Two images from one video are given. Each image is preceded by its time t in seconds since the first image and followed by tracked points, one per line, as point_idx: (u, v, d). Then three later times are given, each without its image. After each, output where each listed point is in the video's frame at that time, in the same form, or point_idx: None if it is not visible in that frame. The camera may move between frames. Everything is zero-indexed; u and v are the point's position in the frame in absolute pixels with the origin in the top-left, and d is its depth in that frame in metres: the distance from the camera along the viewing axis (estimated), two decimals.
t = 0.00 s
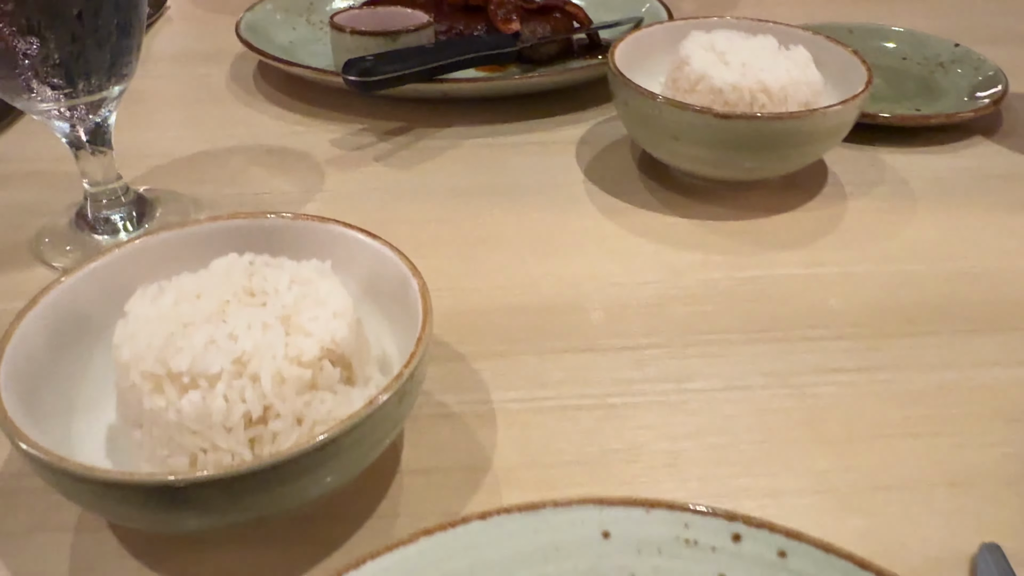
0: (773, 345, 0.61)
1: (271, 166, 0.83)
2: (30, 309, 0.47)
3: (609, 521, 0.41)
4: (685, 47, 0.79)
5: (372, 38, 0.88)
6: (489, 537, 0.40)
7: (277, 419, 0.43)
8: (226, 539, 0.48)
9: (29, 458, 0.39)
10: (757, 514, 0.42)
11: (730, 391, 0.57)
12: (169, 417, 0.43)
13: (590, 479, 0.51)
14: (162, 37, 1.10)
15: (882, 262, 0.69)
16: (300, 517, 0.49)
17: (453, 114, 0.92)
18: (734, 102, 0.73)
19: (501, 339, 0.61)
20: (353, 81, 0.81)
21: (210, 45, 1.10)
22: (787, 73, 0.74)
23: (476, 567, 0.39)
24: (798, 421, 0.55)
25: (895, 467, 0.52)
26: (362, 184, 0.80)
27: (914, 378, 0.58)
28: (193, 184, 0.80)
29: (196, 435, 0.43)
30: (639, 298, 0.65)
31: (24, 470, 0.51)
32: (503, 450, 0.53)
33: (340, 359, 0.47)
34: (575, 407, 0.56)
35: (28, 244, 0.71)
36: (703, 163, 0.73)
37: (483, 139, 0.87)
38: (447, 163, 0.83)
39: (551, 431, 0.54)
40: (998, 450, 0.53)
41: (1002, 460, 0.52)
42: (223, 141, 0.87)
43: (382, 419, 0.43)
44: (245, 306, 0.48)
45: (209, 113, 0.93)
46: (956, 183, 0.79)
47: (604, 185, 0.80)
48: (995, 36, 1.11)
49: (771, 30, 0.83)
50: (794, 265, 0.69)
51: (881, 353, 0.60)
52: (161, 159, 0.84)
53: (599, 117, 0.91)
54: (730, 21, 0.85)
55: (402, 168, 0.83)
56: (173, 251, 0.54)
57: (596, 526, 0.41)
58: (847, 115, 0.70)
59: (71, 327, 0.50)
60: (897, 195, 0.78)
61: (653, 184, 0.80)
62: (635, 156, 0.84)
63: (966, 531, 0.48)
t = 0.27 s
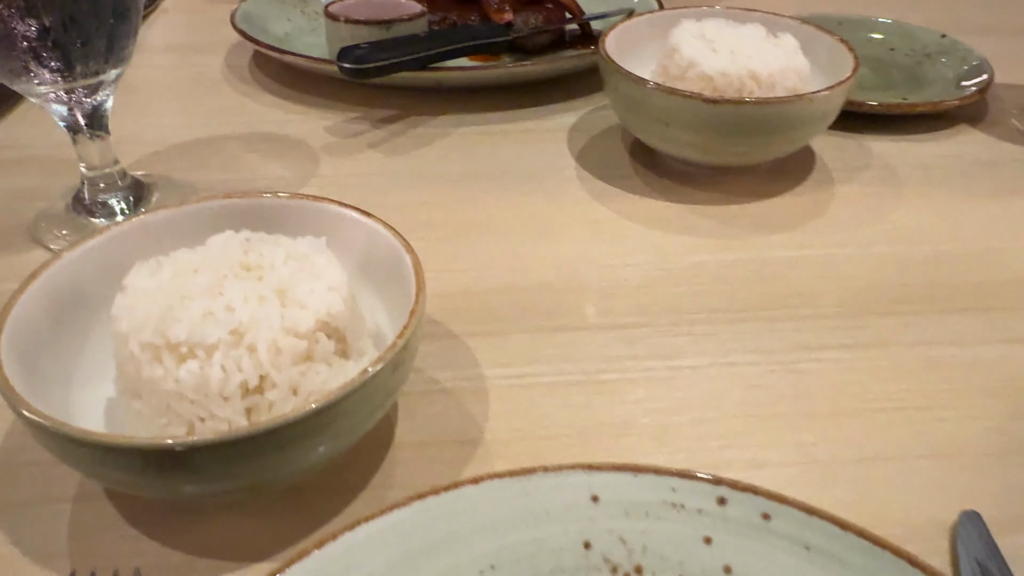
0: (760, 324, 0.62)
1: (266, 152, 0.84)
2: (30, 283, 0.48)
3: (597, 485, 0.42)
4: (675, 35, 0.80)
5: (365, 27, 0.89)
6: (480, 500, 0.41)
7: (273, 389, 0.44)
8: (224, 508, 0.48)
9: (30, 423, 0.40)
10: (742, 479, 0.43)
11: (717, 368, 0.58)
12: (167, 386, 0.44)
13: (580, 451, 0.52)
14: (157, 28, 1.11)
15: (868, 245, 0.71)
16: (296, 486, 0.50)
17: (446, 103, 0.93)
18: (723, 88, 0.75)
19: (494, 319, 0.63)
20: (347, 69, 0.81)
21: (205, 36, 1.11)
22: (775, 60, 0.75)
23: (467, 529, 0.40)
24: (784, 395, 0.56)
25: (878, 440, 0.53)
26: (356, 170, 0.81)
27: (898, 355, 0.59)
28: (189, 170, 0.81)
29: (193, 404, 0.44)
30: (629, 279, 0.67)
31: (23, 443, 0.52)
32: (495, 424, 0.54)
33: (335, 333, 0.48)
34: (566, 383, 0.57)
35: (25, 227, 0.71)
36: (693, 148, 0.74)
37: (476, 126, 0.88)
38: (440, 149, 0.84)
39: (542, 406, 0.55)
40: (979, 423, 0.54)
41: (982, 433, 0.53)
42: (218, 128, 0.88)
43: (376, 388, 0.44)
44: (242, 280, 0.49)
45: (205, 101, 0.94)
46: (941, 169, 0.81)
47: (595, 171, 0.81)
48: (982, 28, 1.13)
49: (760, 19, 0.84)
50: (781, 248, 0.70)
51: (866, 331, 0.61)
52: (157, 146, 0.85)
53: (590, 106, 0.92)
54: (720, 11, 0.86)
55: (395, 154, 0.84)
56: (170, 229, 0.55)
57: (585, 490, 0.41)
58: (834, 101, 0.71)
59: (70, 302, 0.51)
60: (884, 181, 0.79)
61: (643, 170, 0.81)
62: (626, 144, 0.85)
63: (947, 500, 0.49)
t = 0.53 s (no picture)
0: (747, 307, 0.63)
1: (265, 143, 0.85)
2: (38, 263, 0.50)
3: (586, 455, 0.43)
4: (667, 28, 0.82)
5: (362, 20, 0.91)
6: (473, 469, 0.42)
7: (273, 363, 0.46)
8: (228, 479, 0.50)
9: (40, 394, 0.42)
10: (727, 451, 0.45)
11: (704, 349, 0.60)
12: (170, 360, 0.45)
13: (571, 426, 0.53)
14: (158, 23, 1.13)
15: (854, 232, 0.72)
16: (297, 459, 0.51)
17: (443, 96, 0.94)
18: (713, 80, 0.76)
19: (488, 303, 0.64)
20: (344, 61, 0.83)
21: (205, 31, 1.12)
22: (764, 52, 0.77)
23: (459, 496, 0.42)
24: (770, 375, 0.57)
25: (859, 416, 0.54)
26: (353, 160, 0.83)
27: (881, 337, 0.61)
28: (190, 160, 0.82)
29: (195, 377, 0.45)
30: (620, 265, 0.68)
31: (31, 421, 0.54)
32: (489, 402, 0.55)
33: (332, 311, 0.50)
34: (558, 363, 0.59)
35: (30, 214, 0.73)
36: (684, 138, 0.75)
37: (472, 118, 0.90)
38: (436, 140, 0.86)
39: (534, 384, 0.57)
40: (958, 401, 0.56)
41: (961, 409, 0.55)
42: (218, 120, 0.90)
43: (372, 361, 0.45)
44: (243, 261, 0.50)
45: (205, 94, 0.95)
46: (927, 159, 0.82)
47: (588, 161, 0.83)
48: (971, 23, 1.14)
49: (750, 13, 0.86)
50: (769, 235, 0.72)
51: (850, 314, 0.63)
52: (158, 136, 0.87)
53: (584, 99, 0.94)
54: (712, 4, 0.87)
55: (392, 145, 0.85)
56: (172, 214, 0.57)
57: (574, 460, 0.43)
58: (822, 92, 0.73)
59: (76, 282, 0.52)
60: (871, 170, 0.81)
61: (636, 161, 0.83)
62: (620, 135, 0.87)
63: (925, 473, 0.50)
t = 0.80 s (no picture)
0: (738, 293, 0.65)
1: (270, 136, 0.87)
2: (51, 246, 0.51)
3: (578, 429, 0.45)
4: (663, 23, 0.84)
5: (365, 16, 0.93)
6: (470, 440, 0.44)
7: (278, 341, 0.48)
8: (234, 454, 0.52)
9: (55, 369, 0.44)
10: (715, 425, 0.46)
11: (696, 333, 0.61)
12: (179, 337, 0.47)
13: (566, 405, 0.55)
14: (165, 20, 1.15)
15: (844, 221, 0.74)
16: (300, 435, 0.53)
17: (443, 91, 0.96)
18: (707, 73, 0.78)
19: (486, 289, 0.66)
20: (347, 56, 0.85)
21: (210, 27, 1.14)
22: (757, 46, 0.78)
23: (457, 466, 0.43)
24: (759, 357, 0.59)
25: (845, 397, 0.56)
26: (356, 152, 0.84)
27: (869, 321, 0.62)
28: (196, 152, 0.84)
29: (203, 354, 0.47)
30: (615, 252, 0.70)
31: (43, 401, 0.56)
32: (486, 382, 0.57)
33: (335, 292, 0.52)
34: (553, 346, 0.60)
35: (41, 205, 0.75)
36: (679, 130, 0.77)
37: (472, 112, 0.92)
38: (436, 133, 0.88)
39: (530, 366, 0.58)
40: (941, 382, 0.57)
41: (945, 390, 0.57)
42: (223, 114, 0.92)
43: (373, 338, 0.47)
44: (248, 244, 0.52)
45: (211, 89, 0.97)
46: (918, 152, 0.84)
47: (586, 153, 0.84)
48: (965, 19, 1.16)
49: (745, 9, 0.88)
50: (761, 224, 0.74)
51: (839, 300, 0.64)
52: (165, 130, 0.89)
53: (582, 93, 0.96)
54: None
55: (393, 138, 0.87)
56: (180, 200, 0.59)
57: (567, 432, 0.45)
58: (813, 84, 0.74)
59: (89, 264, 0.54)
60: (862, 162, 0.82)
61: (632, 153, 0.85)
62: (617, 129, 0.89)
63: (907, 450, 0.52)
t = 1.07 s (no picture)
0: (728, 278, 0.67)
1: (271, 128, 0.89)
2: (60, 229, 0.53)
3: (568, 402, 0.47)
4: (656, 18, 0.85)
5: (364, 11, 0.95)
6: (464, 413, 0.46)
7: (280, 319, 0.49)
8: (236, 429, 0.54)
9: (66, 344, 0.45)
10: (701, 398, 0.48)
11: (687, 316, 0.63)
12: (184, 315, 0.49)
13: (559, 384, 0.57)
14: (167, 16, 1.16)
15: (832, 210, 0.76)
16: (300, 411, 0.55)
17: (441, 84, 0.98)
18: (699, 65, 0.80)
19: (482, 274, 0.68)
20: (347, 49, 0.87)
21: (212, 23, 1.16)
22: (748, 40, 0.80)
23: (452, 437, 0.45)
24: (747, 338, 0.61)
25: (830, 376, 0.58)
26: (355, 144, 0.86)
27: (854, 305, 0.64)
28: (199, 143, 0.86)
29: (208, 331, 0.49)
30: (609, 239, 0.72)
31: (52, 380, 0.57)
32: (481, 362, 0.59)
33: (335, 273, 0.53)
34: (547, 329, 0.62)
35: (47, 194, 0.77)
36: (671, 121, 0.79)
37: (469, 105, 0.93)
38: (435, 126, 0.89)
39: (525, 347, 0.60)
40: (924, 362, 0.59)
41: (927, 369, 0.58)
42: (225, 107, 0.93)
43: (372, 316, 0.49)
44: (251, 226, 0.54)
45: (213, 82, 0.99)
46: (906, 143, 0.86)
47: (580, 145, 0.86)
48: (955, 16, 1.18)
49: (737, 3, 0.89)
50: (752, 212, 0.75)
51: (826, 285, 0.66)
52: (168, 122, 0.90)
53: (578, 87, 0.97)
54: None
55: (392, 130, 0.89)
56: (184, 186, 0.60)
57: (558, 406, 0.47)
58: (802, 76, 0.76)
59: (95, 247, 0.56)
60: (851, 153, 0.84)
61: (625, 144, 0.87)
62: (611, 121, 0.91)
63: (889, 426, 0.54)
